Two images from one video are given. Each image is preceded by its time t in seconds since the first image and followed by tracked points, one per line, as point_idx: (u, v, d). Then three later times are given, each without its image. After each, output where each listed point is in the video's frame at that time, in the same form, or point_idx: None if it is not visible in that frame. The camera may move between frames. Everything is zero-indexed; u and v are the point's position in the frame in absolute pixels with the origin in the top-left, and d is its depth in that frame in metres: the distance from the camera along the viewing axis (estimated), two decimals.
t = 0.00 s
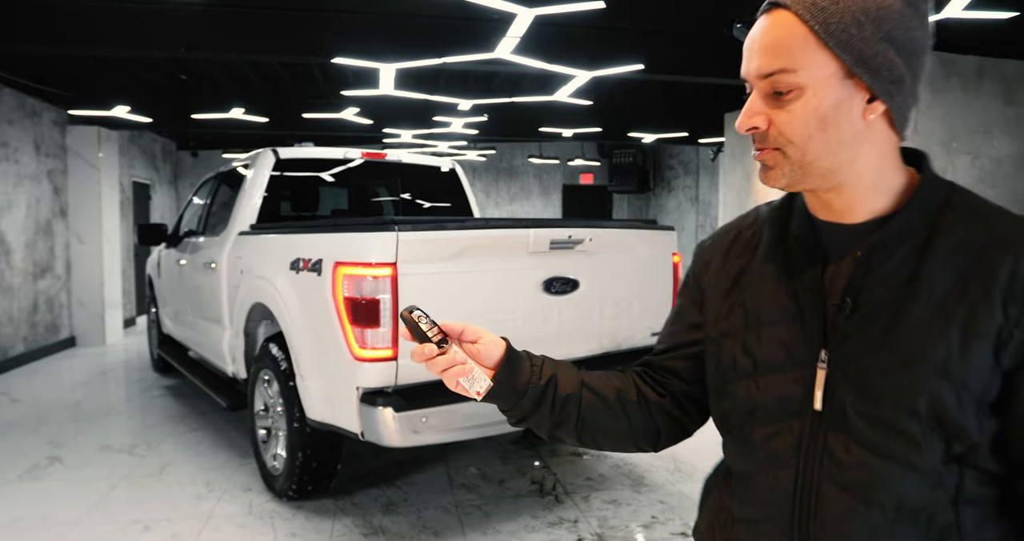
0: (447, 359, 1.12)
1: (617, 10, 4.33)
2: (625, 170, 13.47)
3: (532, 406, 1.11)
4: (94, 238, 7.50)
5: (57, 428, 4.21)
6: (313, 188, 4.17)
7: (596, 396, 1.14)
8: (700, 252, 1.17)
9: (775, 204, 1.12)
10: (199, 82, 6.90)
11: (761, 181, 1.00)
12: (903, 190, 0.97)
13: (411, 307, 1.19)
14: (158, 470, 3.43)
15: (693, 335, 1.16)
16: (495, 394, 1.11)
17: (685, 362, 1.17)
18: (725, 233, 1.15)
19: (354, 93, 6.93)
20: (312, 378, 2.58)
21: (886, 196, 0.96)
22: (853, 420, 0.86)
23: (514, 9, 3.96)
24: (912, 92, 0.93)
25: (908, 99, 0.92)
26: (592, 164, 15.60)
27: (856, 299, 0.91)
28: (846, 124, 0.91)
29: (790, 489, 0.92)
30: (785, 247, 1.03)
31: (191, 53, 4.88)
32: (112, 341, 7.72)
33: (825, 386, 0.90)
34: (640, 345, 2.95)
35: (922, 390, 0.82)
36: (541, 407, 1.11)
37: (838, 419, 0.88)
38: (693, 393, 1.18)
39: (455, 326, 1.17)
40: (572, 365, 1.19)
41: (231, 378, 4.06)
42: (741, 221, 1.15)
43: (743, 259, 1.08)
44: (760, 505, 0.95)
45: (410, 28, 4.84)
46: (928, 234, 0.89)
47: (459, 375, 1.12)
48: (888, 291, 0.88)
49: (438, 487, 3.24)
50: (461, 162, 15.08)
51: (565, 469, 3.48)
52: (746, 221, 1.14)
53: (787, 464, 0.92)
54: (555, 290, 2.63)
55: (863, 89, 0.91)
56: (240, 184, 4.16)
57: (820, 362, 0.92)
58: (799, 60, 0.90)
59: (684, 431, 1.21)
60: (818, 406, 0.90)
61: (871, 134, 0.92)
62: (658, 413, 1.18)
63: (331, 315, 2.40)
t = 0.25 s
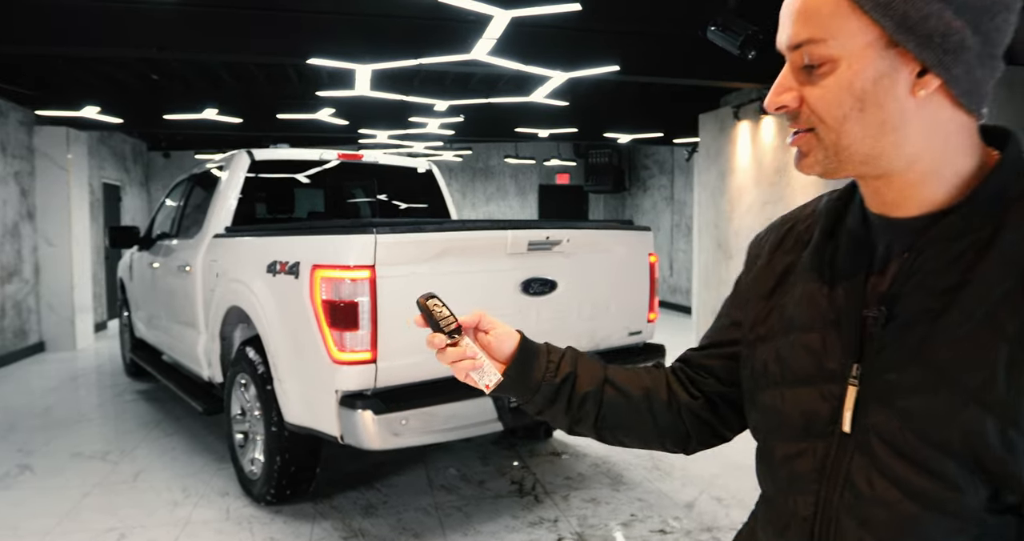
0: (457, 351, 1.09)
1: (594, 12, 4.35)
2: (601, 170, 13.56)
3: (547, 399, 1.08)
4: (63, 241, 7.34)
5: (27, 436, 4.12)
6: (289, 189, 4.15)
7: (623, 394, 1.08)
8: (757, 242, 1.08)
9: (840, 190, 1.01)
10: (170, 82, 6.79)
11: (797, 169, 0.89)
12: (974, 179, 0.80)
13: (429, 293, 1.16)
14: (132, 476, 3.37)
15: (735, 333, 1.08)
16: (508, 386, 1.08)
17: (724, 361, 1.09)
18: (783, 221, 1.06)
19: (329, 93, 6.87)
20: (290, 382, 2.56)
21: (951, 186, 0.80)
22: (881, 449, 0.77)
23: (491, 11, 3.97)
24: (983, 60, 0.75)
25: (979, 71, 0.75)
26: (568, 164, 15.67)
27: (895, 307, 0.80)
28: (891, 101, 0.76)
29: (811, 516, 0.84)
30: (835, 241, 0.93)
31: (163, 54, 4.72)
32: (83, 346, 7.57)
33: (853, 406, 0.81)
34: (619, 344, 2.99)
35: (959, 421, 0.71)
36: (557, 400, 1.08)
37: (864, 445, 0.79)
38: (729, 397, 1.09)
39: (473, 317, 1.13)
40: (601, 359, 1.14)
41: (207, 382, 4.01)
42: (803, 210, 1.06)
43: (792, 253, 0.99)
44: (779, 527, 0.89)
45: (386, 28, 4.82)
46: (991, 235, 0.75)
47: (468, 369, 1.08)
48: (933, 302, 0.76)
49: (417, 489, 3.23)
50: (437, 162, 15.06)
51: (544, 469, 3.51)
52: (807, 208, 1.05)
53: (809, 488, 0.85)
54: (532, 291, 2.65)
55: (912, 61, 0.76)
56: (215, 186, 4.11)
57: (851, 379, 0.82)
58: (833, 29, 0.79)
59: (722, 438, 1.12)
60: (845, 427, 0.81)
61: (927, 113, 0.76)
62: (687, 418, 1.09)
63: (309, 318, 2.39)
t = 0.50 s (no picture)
0: (470, 348, 1.19)
1: (573, 14, 4.38)
2: (581, 171, 13.62)
3: (560, 393, 1.13)
4: (36, 245, 7.21)
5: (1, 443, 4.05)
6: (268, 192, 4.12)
7: (635, 390, 1.12)
8: (794, 232, 1.08)
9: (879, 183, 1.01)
10: (146, 83, 6.70)
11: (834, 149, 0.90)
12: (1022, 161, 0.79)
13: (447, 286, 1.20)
14: (111, 483, 3.33)
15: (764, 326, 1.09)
16: (517, 385, 1.14)
17: (751, 354, 1.09)
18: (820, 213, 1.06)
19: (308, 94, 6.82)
20: (272, 386, 2.55)
21: (997, 170, 0.79)
22: (908, 455, 0.79)
23: (471, 13, 3.98)
24: None
25: None
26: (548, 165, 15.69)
27: (932, 308, 0.80)
28: (930, 78, 0.77)
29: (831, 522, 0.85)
30: (872, 238, 0.94)
31: (139, 55, 4.67)
32: (57, 351, 7.44)
33: (884, 410, 0.82)
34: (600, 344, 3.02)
35: (991, 432, 0.72)
36: (570, 394, 1.13)
37: (892, 450, 0.80)
38: (752, 391, 1.10)
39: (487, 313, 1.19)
40: (620, 353, 1.17)
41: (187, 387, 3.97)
42: (842, 201, 1.05)
43: (828, 247, 0.99)
44: (798, 526, 0.91)
45: (366, 29, 4.79)
46: None
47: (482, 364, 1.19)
48: (971, 306, 0.77)
49: (401, 490, 3.24)
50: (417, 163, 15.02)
51: (527, 469, 3.53)
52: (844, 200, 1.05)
53: (832, 492, 0.86)
54: (514, 291, 2.66)
55: (957, 33, 0.76)
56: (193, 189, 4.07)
57: (883, 381, 0.83)
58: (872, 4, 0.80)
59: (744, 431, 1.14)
60: (874, 432, 0.83)
61: (969, 91, 0.77)
62: (707, 414, 1.11)
63: (291, 322, 2.39)
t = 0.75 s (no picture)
0: (476, 338, 1.27)
1: (554, 14, 4.39)
2: (562, 170, 13.67)
3: (558, 388, 1.14)
4: (10, 246, 7.08)
5: None
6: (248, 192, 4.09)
7: (634, 386, 1.12)
8: (808, 223, 1.05)
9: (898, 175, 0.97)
10: (122, 81, 6.61)
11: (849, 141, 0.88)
12: None
13: (458, 280, 1.28)
14: (89, 487, 3.29)
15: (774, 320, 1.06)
16: (516, 379, 1.17)
17: (759, 349, 1.07)
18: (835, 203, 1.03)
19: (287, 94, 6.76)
20: (253, 387, 2.54)
21: (1022, 168, 0.77)
22: (915, 460, 0.76)
23: (451, 13, 3.98)
24: None
25: None
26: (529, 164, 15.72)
27: (948, 308, 0.77)
28: (953, 68, 0.74)
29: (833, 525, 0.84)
30: (888, 233, 0.91)
31: (115, 53, 4.61)
32: (33, 354, 7.32)
33: (892, 413, 0.80)
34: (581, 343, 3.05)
35: (1002, 439, 0.69)
36: (568, 389, 1.14)
37: (899, 455, 0.78)
38: (752, 385, 1.09)
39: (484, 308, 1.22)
40: (621, 347, 1.17)
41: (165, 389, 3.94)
42: (859, 191, 1.02)
43: (841, 240, 0.96)
44: (800, 528, 0.89)
45: (345, 28, 4.77)
46: None
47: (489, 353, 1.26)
48: (989, 306, 0.74)
49: (383, 491, 3.24)
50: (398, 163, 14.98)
51: (509, 468, 3.54)
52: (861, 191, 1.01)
53: (836, 496, 0.84)
54: (495, 291, 2.67)
55: (982, 23, 0.73)
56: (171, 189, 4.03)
57: (893, 382, 0.81)
58: None
59: (745, 425, 1.12)
60: (881, 435, 0.80)
61: (993, 84, 0.74)
62: (706, 407, 1.10)
63: (270, 322, 2.38)
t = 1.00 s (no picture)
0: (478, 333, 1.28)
1: (538, 14, 4.40)
2: (547, 170, 13.69)
3: (555, 382, 1.16)
4: None
5: None
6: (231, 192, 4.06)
7: (631, 382, 1.13)
8: (808, 220, 1.06)
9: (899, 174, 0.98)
10: (103, 80, 6.52)
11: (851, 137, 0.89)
12: None
13: (462, 275, 1.29)
14: (70, 490, 3.25)
15: (772, 317, 1.06)
16: (515, 373, 1.19)
17: (756, 345, 1.07)
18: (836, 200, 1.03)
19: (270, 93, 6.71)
20: (236, 389, 2.52)
21: None
22: (914, 463, 0.77)
23: (435, 12, 3.98)
24: None
25: None
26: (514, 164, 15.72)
27: (949, 310, 0.78)
28: (956, 66, 0.75)
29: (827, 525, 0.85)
30: (890, 231, 0.91)
31: (96, 51, 4.56)
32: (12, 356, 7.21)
33: (891, 414, 0.81)
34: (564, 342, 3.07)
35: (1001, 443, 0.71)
36: (565, 383, 1.16)
37: (897, 456, 0.79)
38: (749, 381, 1.09)
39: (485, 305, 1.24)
40: (619, 343, 1.18)
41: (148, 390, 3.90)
42: (860, 189, 1.03)
43: (842, 238, 0.97)
44: (795, 527, 0.90)
45: (329, 27, 4.74)
46: None
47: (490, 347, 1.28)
48: (990, 308, 0.75)
49: (369, 491, 3.23)
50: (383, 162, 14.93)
51: (495, 467, 3.55)
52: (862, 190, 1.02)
53: (832, 496, 0.85)
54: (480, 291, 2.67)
55: (985, 19, 0.73)
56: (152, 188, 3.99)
57: (891, 382, 0.82)
58: None
59: (741, 422, 1.12)
60: (879, 435, 0.81)
61: (997, 82, 0.75)
62: (703, 404, 1.10)
63: (254, 322, 2.37)
